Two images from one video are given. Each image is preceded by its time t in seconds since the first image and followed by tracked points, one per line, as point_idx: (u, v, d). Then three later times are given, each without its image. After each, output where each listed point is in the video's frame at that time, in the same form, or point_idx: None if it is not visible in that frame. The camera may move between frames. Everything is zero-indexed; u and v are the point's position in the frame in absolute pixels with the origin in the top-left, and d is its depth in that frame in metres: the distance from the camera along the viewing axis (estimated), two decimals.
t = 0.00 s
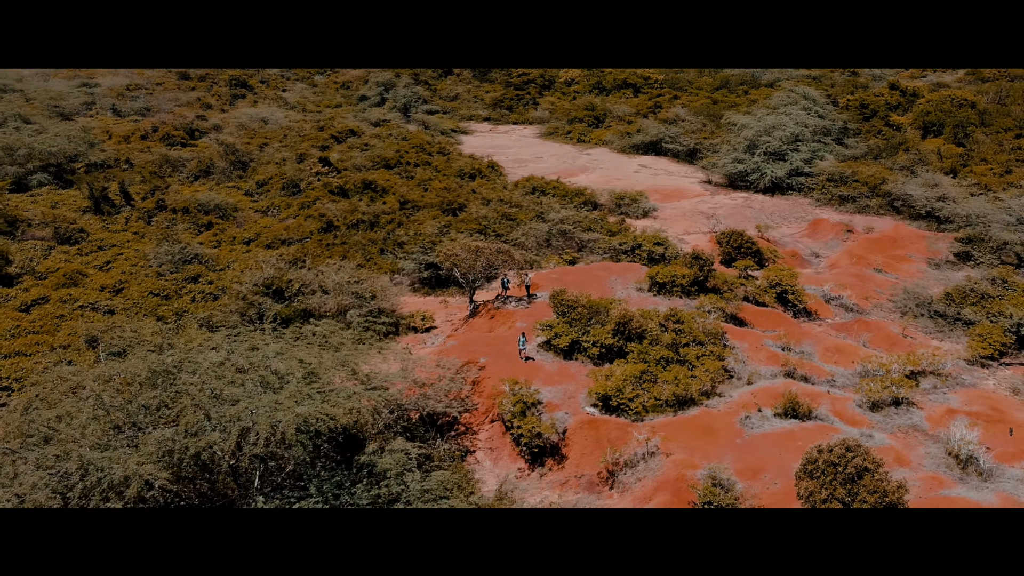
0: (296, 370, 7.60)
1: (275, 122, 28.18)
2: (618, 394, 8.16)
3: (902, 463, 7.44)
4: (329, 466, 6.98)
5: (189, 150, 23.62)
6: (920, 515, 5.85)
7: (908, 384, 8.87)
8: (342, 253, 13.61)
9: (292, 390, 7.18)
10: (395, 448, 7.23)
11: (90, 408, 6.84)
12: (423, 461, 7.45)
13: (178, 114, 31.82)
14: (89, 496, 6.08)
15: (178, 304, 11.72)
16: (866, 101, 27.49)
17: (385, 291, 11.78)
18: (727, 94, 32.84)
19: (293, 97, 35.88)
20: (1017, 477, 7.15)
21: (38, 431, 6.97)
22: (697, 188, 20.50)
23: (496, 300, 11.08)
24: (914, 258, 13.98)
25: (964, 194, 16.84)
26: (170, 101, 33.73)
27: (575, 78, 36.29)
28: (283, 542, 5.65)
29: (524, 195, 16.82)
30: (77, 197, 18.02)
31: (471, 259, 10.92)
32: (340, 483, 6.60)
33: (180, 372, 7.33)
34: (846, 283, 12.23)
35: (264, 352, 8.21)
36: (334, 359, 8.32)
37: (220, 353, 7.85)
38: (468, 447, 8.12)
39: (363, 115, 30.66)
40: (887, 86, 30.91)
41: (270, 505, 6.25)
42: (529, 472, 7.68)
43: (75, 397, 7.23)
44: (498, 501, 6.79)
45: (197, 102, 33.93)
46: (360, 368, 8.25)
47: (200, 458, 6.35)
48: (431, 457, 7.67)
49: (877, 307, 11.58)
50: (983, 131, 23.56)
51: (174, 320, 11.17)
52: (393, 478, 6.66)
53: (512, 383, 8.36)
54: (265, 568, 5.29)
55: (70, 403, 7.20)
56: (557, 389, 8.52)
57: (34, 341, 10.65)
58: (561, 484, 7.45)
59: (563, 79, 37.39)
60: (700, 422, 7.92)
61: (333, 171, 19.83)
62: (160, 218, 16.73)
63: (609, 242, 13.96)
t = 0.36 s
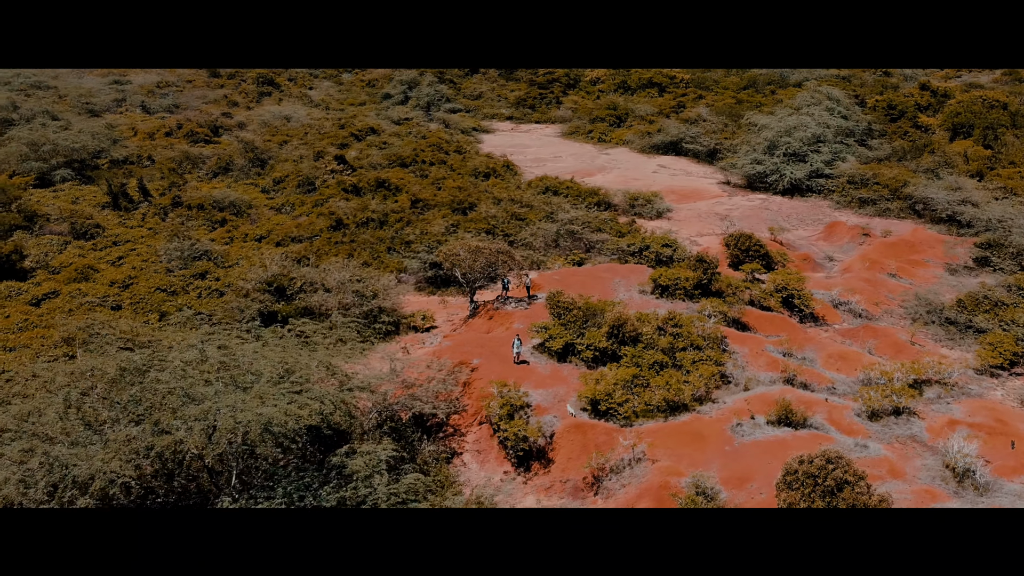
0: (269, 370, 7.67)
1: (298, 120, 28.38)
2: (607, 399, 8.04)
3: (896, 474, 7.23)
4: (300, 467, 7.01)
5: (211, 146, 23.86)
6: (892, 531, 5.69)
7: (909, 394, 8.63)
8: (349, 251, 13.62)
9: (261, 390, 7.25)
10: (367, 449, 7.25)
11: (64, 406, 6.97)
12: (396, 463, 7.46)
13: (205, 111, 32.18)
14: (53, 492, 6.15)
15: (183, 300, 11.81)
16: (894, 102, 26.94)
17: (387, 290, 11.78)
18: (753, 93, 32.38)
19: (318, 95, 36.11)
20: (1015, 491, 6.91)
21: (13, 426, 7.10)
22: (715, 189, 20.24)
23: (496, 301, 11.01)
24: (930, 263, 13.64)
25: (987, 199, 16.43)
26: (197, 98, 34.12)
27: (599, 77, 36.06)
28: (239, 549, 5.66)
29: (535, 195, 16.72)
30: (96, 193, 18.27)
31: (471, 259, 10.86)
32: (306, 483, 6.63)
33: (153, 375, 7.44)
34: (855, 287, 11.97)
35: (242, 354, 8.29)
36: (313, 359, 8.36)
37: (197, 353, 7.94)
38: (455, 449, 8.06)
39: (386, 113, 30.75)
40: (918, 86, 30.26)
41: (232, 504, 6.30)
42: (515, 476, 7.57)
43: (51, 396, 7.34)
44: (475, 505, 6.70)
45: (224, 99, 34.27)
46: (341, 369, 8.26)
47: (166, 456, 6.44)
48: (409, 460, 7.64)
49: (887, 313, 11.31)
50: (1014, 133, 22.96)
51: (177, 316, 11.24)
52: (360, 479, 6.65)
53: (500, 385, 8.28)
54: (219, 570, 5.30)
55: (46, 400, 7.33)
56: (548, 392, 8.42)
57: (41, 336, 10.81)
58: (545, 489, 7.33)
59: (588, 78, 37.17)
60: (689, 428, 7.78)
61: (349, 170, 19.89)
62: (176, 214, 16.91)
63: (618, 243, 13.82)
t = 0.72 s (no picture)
0: (247, 370, 7.77)
1: (318, 118, 28.52)
2: (597, 403, 7.94)
3: (891, 485, 7.03)
4: (274, 466, 7.21)
5: (230, 144, 24.05)
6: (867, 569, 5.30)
7: (911, 403, 8.41)
8: (354, 249, 13.63)
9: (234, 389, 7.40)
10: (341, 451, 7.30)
11: (44, 403, 7.19)
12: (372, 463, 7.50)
13: (228, 109, 32.46)
14: (25, 489, 6.29)
15: (188, 296, 11.87)
16: (921, 103, 26.42)
17: (390, 289, 11.77)
18: (777, 93, 31.94)
19: (340, 93, 36.28)
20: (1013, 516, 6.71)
21: None
22: (731, 190, 19.99)
23: (496, 302, 10.93)
24: (946, 268, 13.34)
25: (1010, 202, 16.05)
26: (222, 96, 34.42)
27: (622, 75, 35.83)
28: (189, 554, 5.82)
29: (546, 195, 16.63)
30: (113, 189, 18.48)
31: (471, 259, 10.81)
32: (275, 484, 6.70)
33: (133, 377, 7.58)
34: (865, 292, 11.73)
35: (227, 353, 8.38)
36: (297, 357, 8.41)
37: (177, 351, 8.11)
38: (443, 450, 8.02)
39: (406, 111, 30.81)
40: (947, 86, 29.65)
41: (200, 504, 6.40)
42: (501, 479, 7.49)
43: (33, 394, 7.47)
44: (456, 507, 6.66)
45: (247, 97, 34.54)
46: (325, 366, 8.29)
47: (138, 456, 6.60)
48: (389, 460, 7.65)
49: (896, 318, 11.07)
50: None
51: (180, 312, 11.29)
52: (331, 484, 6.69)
53: (490, 388, 8.22)
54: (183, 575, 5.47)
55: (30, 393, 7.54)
56: (539, 394, 8.33)
57: (47, 331, 10.93)
58: (530, 493, 7.25)
59: (610, 77, 36.94)
60: (679, 434, 7.65)
61: (363, 168, 19.93)
62: (189, 211, 17.05)
63: (625, 244, 13.69)
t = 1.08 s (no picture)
0: (226, 370, 8.18)
1: (341, 115, 28.66)
2: (584, 406, 7.80)
3: (883, 500, 6.95)
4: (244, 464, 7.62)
5: (252, 140, 24.24)
6: None
7: (912, 413, 8.17)
8: (361, 247, 13.62)
9: (206, 392, 7.83)
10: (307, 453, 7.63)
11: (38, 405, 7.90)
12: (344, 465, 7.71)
13: (254, 105, 32.74)
14: (3, 481, 7.22)
15: (193, 292, 11.94)
16: (953, 103, 25.77)
17: (392, 287, 11.77)
18: (807, 92, 31.38)
19: (366, 90, 36.40)
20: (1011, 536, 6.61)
21: None
22: (751, 191, 19.69)
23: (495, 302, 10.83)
24: (964, 273, 12.98)
25: None
26: (249, 92, 34.72)
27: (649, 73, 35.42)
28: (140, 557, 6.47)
29: (559, 194, 16.51)
30: (133, 184, 18.72)
31: (471, 258, 10.72)
32: (225, 492, 7.16)
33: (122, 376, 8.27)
34: (876, 297, 11.44)
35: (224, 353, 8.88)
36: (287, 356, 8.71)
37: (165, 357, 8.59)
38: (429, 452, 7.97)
39: (430, 109, 30.81)
40: (982, 87, 28.88)
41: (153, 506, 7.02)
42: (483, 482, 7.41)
43: (47, 381, 8.41)
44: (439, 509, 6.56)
45: (274, 93, 34.80)
46: (312, 366, 8.54)
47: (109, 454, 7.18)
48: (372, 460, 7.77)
49: (906, 325, 10.78)
50: None
51: (185, 307, 11.36)
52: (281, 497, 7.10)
53: (477, 390, 8.15)
54: None
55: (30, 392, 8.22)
56: (528, 397, 8.22)
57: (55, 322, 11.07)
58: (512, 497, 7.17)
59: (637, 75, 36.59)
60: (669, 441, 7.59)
61: (380, 166, 19.93)
62: (205, 207, 17.19)
63: (634, 245, 13.54)
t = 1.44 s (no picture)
0: (202, 366, 8.10)
1: (362, 112, 28.75)
2: (572, 410, 7.71)
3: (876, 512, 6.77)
4: (218, 461, 7.63)
5: (272, 136, 24.41)
6: None
7: (909, 423, 7.97)
8: (367, 244, 13.62)
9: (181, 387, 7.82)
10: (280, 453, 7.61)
11: (17, 395, 7.99)
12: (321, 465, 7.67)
13: (278, 103, 32.99)
14: None
15: (198, 288, 11.99)
16: (984, 104, 25.10)
17: (394, 286, 11.75)
18: (835, 91, 30.79)
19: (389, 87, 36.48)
20: (1011, 536, 6.48)
21: None
22: (769, 192, 19.39)
23: (495, 303, 10.74)
24: (982, 279, 12.63)
25: None
26: (275, 88, 35.00)
27: (673, 71, 35.07)
28: (104, 556, 6.54)
29: (571, 194, 16.39)
30: (151, 180, 18.94)
31: (471, 258, 10.64)
32: (191, 493, 7.16)
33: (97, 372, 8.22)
34: (886, 303, 11.17)
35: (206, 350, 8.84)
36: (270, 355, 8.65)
37: (148, 351, 8.64)
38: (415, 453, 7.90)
39: (451, 107, 30.77)
40: (1017, 87, 28.08)
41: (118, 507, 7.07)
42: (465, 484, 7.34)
43: (25, 375, 8.46)
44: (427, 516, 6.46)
45: (299, 90, 35.04)
46: (291, 365, 8.46)
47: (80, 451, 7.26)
48: (355, 462, 7.80)
49: (916, 331, 10.51)
50: None
51: (187, 302, 11.42)
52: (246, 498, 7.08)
53: (465, 391, 8.10)
54: None
55: (13, 381, 8.32)
56: (518, 399, 8.15)
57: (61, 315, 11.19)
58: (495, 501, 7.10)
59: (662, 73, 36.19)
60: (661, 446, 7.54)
61: (394, 164, 19.95)
62: (219, 203, 17.30)
63: (642, 246, 13.39)
